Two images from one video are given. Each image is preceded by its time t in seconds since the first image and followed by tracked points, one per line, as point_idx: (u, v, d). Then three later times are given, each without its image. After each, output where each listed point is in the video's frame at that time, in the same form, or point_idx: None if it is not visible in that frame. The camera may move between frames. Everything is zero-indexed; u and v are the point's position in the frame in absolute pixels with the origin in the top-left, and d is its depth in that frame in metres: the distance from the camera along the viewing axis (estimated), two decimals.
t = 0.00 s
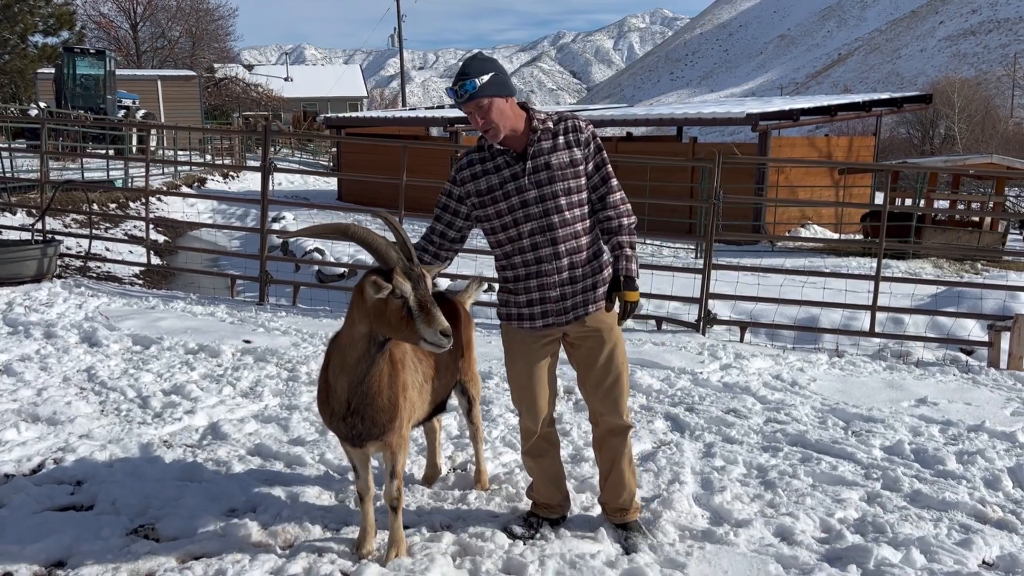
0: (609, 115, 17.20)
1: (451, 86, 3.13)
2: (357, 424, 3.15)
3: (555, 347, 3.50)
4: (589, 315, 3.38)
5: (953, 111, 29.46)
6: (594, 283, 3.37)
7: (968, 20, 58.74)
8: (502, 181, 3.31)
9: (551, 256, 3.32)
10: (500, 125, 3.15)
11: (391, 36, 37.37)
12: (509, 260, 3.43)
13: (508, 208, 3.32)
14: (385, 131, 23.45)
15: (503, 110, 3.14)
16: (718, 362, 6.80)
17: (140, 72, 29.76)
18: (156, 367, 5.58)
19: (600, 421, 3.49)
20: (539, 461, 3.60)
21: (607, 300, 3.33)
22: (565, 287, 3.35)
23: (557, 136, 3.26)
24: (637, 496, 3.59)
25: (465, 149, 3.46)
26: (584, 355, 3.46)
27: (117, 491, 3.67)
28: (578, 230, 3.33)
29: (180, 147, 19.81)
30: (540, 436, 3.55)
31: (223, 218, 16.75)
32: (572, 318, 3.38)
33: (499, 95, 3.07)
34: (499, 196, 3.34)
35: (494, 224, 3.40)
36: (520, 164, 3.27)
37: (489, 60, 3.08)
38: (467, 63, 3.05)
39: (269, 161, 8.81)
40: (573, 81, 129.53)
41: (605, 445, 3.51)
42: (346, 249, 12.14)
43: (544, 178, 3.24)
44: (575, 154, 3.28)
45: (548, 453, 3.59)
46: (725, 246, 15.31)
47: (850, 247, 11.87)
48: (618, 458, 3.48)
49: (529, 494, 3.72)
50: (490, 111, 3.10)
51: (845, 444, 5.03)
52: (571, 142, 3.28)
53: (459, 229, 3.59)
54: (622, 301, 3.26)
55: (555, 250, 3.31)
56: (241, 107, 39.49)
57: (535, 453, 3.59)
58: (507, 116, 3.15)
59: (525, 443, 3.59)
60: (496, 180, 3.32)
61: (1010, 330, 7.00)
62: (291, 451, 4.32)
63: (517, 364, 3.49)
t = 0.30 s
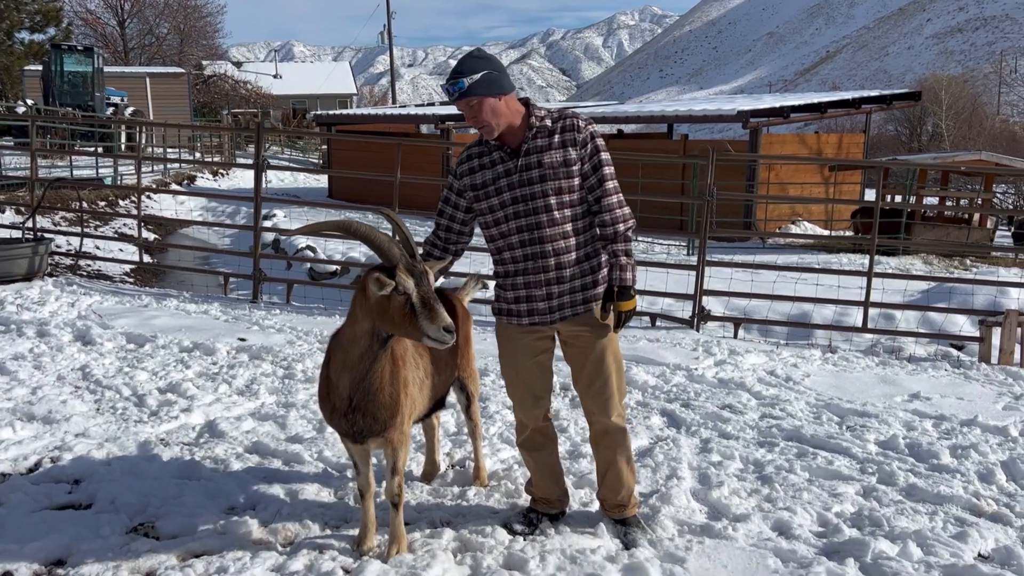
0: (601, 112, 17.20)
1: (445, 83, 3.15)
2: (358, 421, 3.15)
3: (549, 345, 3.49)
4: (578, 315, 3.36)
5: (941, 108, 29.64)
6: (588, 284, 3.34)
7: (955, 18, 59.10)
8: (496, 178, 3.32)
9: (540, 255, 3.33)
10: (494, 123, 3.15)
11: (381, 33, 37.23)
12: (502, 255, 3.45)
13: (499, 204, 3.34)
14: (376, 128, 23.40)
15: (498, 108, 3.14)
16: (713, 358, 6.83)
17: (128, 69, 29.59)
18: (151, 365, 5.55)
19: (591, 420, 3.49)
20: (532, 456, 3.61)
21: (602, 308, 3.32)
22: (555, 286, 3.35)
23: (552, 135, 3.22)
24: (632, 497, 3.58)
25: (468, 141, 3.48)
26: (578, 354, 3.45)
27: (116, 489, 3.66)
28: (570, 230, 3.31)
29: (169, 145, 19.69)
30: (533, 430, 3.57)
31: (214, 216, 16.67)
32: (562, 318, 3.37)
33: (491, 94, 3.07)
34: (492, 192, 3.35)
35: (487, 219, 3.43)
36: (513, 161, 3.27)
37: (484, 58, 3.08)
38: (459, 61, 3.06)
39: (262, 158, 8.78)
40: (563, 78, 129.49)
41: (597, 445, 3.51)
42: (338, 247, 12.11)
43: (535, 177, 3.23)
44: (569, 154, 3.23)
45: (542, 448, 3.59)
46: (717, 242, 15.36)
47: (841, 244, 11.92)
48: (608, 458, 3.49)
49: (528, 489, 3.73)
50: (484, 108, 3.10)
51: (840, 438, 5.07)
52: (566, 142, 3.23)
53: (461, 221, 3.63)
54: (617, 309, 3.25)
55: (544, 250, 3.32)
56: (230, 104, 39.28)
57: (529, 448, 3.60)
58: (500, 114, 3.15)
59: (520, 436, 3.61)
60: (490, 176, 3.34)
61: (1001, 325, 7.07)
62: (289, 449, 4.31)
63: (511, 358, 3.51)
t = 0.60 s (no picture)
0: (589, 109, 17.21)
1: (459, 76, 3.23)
2: (362, 418, 3.16)
3: (548, 341, 3.49)
4: (572, 315, 3.35)
5: (924, 104, 29.89)
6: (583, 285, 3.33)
7: (938, 15, 59.56)
8: (504, 173, 3.38)
9: (536, 253, 3.37)
10: (501, 118, 3.20)
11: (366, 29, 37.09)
12: (505, 251, 3.52)
13: (504, 198, 3.40)
14: (363, 125, 23.34)
15: (506, 104, 3.18)
16: (706, 354, 6.87)
17: (111, 64, 29.20)
18: (144, 364, 5.52)
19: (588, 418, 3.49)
20: (530, 451, 3.62)
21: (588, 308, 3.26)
22: (549, 285, 3.36)
23: (558, 134, 3.22)
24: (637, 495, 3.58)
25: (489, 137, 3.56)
26: (577, 353, 3.43)
27: (115, 488, 3.64)
28: (568, 231, 3.30)
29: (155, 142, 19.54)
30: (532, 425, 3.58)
31: (201, 213, 16.56)
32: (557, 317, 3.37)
33: (497, 90, 3.11)
34: (499, 187, 3.42)
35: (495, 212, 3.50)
36: (518, 157, 3.32)
37: (496, 54, 3.11)
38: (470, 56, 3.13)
39: (252, 156, 8.74)
40: (549, 74, 129.49)
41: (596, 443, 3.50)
42: (327, 244, 12.07)
43: (537, 175, 3.27)
44: (572, 154, 3.20)
45: (543, 444, 3.60)
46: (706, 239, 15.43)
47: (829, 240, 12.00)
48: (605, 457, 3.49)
49: (528, 484, 3.75)
50: (490, 103, 3.16)
51: (833, 433, 5.12)
52: (570, 143, 3.20)
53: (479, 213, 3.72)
54: (596, 312, 3.19)
55: (540, 248, 3.36)
56: (214, 100, 39.01)
57: (530, 442, 3.61)
58: (508, 110, 3.19)
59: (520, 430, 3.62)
60: (497, 172, 3.41)
61: (988, 320, 7.16)
62: (287, 447, 4.31)
63: (511, 351, 3.53)
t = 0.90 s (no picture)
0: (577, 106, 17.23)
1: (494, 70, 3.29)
2: (367, 416, 3.17)
3: (555, 339, 3.49)
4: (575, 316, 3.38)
5: (905, 101, 30.18)
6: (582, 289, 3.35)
7: (918, 12, 60.07)
8: (527, 169, 3.44)
9: (544, 251, 3.42)
10: (528, 115, 3.25)
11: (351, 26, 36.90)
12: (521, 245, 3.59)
13: (525, 193, 3.48)
14: (350, 122, 23.26)
15: (536, 102, 3.22)
16: (697, 350, 6.92)
17: (93, 61, 28.94)
18: (137, 363, 5.49)
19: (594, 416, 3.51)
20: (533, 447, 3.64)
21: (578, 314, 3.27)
22: (552, 286, 3.41)
23: (578, 137, 3.24)
24: (653, 489, 3.61)
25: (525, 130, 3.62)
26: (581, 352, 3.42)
27: (114, 488, 3.63)
28: (575, 234, 3.33)
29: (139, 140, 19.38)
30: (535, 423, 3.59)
31: (186, 211, 16.45)
32: (560, 316, 3.42)
33: (526, 88, 3.16)
34: (522, 182, 3.49)
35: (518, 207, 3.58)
36: (540, 155, 3.38)
37: (531, 53, 3.15)
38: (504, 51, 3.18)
39: (242, 154, 8.71)
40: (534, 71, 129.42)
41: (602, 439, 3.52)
42: (315, 242, 12.03)
43: (552, 175, 3.32)
44: (588, 159, 3.23)
45: (545, 442, 3.62)
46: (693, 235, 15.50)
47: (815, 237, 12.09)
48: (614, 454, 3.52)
49: (528, 479, 3.77)
50: (519, 100, 3.21)
51: (825, 427, 5.18)
52: (587, 148, 3.22)
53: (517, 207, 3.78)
54: (580, 320, 3.19)
55: (548, 247, 3.40)
56: (197, 98, 38.72)
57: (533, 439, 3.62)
58: (536, 108, 3.23)
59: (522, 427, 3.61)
60: (522, 167, 3.48)
61: (974, 315, 7.26)
62: (285, 445, 4.31)
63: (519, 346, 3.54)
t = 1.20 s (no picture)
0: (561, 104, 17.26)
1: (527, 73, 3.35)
2: (363, 416, 3.20)
3: (568, 336, 3.53)
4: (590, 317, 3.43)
5: (886, 99, 30.47)
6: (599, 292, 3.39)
7: (898, 10, 60.64)
8: (553, 171, 3.50)
9: (564, 252, 3.47)
10: (559, 119, 3.31)
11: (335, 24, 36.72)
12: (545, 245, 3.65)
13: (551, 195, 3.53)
14: (334, 120, 23.19)
15: (568, 106, 3.28)
16: (684, 347, 6.98)
17: (73, 60, 28.64)
18: (126, 364, 5.47)
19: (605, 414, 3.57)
20: (533, 445, 3.66)
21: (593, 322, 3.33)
22: (569, 286, 3.46)
23: (602, 143, 3.29)
24: (649, 488, 3.69)
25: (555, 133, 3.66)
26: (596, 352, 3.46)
27: (107, 489, 3.62)
28: (593, 237, 3.37)
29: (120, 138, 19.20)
30: (540, 421, 3.61)
31: (170, 210, 16.34)
32: (576, 317, 3.47)
33: (557, 93, 3.22)
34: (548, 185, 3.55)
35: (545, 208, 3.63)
36: (566, 158, 3.43)
37: (564, 57, 3.21)
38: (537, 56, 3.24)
39: (228, 153, 8.67)
40: (517, 68, 129.37)
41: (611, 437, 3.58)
42: (301, 241, 11.99)
43: (576, 179, 3.36)
44: (610, 166, 3.27)
45: (544, 441, 3.66)
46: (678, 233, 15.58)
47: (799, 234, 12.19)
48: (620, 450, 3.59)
49: (522, 476, 3.79)
50: (550, 104, 3.27)
51: (811, 423, 5.25)
52: (610, 154, 3.27)
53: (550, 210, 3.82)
54: (595, 326, 3.26)
55: (568, 248, 3.45)
56: (178, 96, 38.43)
57: (534, 437, 3.65)
58: (566, 113, 3.29)
59: (524, 424, 3.64)
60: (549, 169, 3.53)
61: (956, 311, 7.37)
62: (277, 445, 4.31)
63: (534, 342, 3.57)
